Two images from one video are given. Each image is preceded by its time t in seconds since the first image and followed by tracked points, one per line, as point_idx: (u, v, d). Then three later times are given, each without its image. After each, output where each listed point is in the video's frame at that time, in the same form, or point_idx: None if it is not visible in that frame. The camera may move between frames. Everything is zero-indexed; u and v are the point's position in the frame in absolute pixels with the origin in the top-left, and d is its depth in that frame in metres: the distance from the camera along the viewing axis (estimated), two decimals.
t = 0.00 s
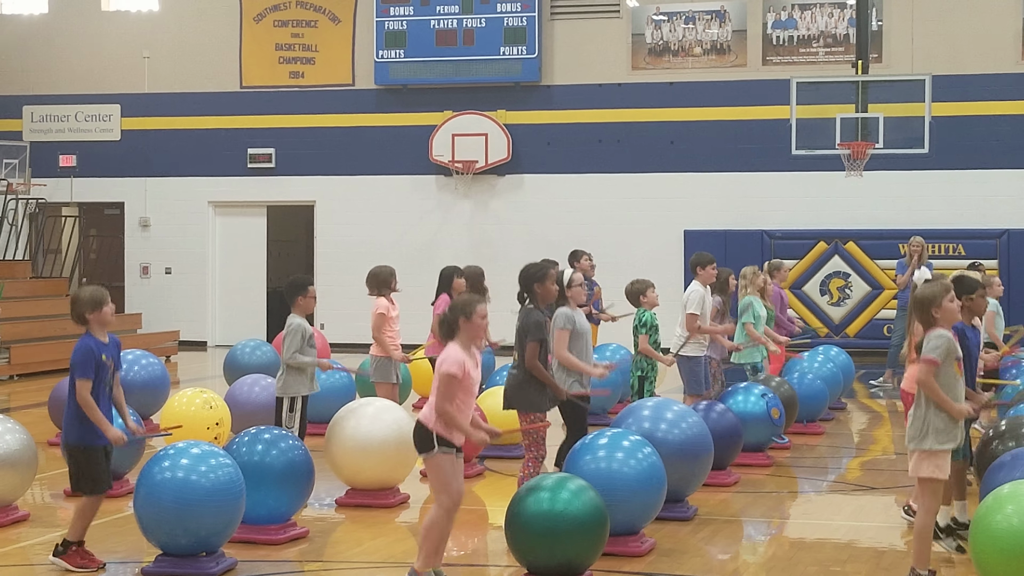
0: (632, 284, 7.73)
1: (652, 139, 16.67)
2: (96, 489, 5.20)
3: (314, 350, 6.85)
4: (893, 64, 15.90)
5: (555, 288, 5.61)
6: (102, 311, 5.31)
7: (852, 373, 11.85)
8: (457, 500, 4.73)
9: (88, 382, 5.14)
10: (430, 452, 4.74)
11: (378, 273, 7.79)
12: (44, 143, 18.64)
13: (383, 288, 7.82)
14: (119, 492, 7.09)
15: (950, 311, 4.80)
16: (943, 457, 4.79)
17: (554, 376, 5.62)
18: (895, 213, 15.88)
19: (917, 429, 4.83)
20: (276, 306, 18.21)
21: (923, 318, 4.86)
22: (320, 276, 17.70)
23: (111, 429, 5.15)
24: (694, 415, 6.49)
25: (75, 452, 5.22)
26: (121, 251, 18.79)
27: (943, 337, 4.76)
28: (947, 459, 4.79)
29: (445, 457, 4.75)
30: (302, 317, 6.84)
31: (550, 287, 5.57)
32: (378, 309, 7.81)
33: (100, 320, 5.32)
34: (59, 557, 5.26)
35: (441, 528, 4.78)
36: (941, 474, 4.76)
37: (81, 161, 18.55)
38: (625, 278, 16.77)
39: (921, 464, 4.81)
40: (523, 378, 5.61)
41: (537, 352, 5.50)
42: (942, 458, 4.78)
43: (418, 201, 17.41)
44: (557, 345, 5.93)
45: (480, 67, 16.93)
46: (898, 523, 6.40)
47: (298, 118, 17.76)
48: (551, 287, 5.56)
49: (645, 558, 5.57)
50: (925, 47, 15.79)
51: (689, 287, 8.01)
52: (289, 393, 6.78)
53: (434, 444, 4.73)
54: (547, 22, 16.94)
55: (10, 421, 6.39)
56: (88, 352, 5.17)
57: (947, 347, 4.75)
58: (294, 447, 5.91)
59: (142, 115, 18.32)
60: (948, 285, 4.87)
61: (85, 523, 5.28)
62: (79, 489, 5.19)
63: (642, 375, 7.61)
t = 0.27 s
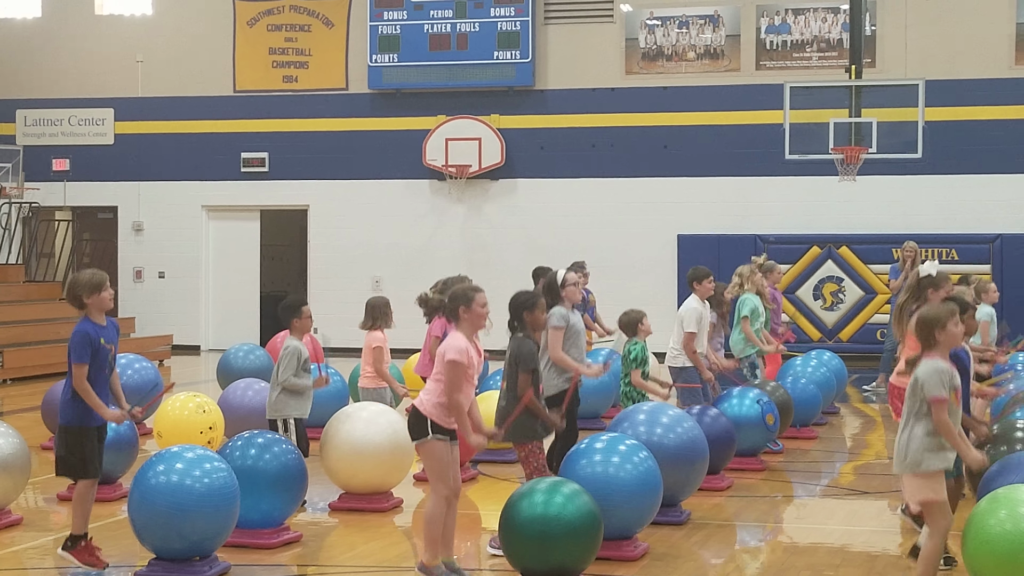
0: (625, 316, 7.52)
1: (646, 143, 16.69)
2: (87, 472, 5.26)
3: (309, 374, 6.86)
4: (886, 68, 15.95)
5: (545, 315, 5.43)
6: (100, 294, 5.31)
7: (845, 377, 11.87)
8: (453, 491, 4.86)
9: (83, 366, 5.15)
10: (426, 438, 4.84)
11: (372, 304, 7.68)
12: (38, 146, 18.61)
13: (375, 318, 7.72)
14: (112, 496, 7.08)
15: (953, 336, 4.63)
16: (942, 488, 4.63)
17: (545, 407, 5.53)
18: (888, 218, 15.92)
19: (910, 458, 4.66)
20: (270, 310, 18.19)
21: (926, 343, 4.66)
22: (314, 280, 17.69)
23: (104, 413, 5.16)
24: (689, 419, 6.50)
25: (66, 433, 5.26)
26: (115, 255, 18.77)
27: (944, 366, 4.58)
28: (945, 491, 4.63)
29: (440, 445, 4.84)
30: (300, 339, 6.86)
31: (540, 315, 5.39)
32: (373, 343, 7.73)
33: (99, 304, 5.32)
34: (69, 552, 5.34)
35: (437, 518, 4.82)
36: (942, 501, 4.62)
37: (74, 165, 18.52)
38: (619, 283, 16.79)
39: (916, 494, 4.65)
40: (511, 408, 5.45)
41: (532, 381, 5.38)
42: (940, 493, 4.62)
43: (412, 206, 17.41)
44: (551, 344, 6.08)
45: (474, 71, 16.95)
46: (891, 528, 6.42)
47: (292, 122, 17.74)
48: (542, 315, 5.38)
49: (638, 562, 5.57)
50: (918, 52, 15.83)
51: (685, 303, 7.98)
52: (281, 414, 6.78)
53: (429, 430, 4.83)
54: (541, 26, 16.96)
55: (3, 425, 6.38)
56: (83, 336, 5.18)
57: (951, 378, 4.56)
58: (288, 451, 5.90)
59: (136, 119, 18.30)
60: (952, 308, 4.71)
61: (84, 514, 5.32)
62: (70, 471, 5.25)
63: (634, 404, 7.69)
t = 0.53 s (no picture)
0: (620, 290, 7.74)
1: (642, 146, 16.70)
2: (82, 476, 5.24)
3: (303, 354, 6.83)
4: (882, 72, 15.97)
5: (543, 292, 5.60)
6: (97, 299, 5.31)
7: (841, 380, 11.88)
8: (454, 494, 4.85)
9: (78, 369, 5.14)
10: (435, 441, 4.84)
11: (361, 280, 7.83)
12: (34, 149, 18.60)
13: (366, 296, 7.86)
14: (107, 498, 7.07)
15: (948, 316, 4.79)
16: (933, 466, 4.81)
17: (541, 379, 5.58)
18: (884, 221, 15.94)
19: (901, 434, 4.85)
20: (266, 313, 18.18)
21: (920, 320, 4.83)
22: (310, 282, 17.68)
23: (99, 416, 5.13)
24: (683, 421, 6.50)
25: (62, 436, 5.25)
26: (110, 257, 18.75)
27: (937, 344, 4.74)
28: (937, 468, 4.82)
29: (447, 448, 4.82)
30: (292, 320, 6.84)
31: (537, 290, 5.55)
32: (371, 316, 7.83)
33: (97, 309, 5.32)
34: (65, 556, 5.28)
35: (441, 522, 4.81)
36: (933, 480, 4.80)
37: (70, 168, 18.51)
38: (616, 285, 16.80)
39: (907, 471, 4.84)
40: (510, 381, 5.53)
41: (525, 355, 5.44)
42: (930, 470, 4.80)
43: (409, 208, 17.42)
44: (544, 342, 6.09)
45: (470, 74, 16.96)
46: (886, 530, 6.42)
47: (289, 124, 17.74)
48: (539, 291, 5.55)
49: (633, 564, 5.57)
50: (914, 55, 15.86)
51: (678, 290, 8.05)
52: (274, 393, 6.79)
53: (438, 433, 4.83)
54: (537, 29, 16.97)
55: None
56: (80, 338, 5.17)
57: (942, 357, 4.73)
58: (284, 453, 5.91)
59: (133, 121, 18.29)
60: (948, 289, 4.86)
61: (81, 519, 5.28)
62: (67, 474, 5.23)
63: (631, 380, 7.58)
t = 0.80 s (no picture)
0: (614, 310, 7.58)
1: (635, 144, 16.72)
2: (77, 486, 5.21)
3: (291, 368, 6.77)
4: (875, 69, 16.01)
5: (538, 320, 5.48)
6: (82, 307, 5.29)
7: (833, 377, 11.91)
8: (468, 508, 4.84)
9: (67, 378, 5.11)
10: (438, 465, 4.82)
11: (358, 298, 7.61)
12: (27, 145, 18.56)
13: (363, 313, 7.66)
14: (99, 495, 7.06)
15: (934, 356, 4.63)
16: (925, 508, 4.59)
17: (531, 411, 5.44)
18: (876, 219, 15.98)
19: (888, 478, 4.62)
20: (259, 309, 18.16)
21: (908, 360, 4.64)
22: (302, 279, 17.66)
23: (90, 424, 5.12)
24: (677, 418, 6.51)
25: (55, 448, 5.22)
26: (103, 253, 18.72)
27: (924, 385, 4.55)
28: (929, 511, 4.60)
29: (450, 472, 4.83)
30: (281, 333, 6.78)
31: (534, 321, 5.43)
32: (360, 335, 7.70)
33: (82, 316, 5.30)
34: (45, 558, 5.25)
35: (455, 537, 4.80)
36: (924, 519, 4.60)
37: (62, 164, 18.47)
38: (608, 283, 16.82)
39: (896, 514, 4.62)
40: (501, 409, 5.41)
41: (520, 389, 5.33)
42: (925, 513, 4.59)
43: (402, 205, 17.40)
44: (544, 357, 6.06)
45: (463, 71, 16.95)
46: (878, 528, 6.44)
47: (281, 121, 17.72)
48: (535, 321, 5.42)
49: (626, 562, 5.58)
50: (906, 53, 15.90)
51: (673, 296, 7.97)
52: (263, 409, 6.76)
53: (439, 457, 4.81)
54: (530, 26, 16.96)
55: None
56: (65, 348, 5.15)
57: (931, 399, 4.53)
58: (276, 450, 5.90)
59: (125, 117, 18.25)
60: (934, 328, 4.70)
61: (70, 522, 5.28)
62: (61, 485, 5.18)
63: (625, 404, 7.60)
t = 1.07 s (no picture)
0: (608, 290, 7.65)
1: (629, 141, 16.73)
2: (61, 462, 5.29)
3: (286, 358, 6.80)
4: (869, 67, 16.03)
5: (533, 287, 5.53)
6: (76, 286, 5.34)
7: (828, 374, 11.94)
8: (456, 482, 4.85)
9: (59, 354, 5.16)
10: (428, 433, 4.85)
11: (349, 280, 7.85)
12: (21, 143, 18.53)
13: (354, 295, 7.87)
14: (94, 492, 7.07)
15: (925, 305, 4.90)
16: (916, 454, 4.85)
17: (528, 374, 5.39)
18: (870, 216, 16.01)
19: (883, 423, 4.87)
20: (254, 307, 18.15)
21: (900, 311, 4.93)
22: (297, 277, 17.66)
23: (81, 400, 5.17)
24: (670, 416, 6.53)
25: (45, 423, 5.29)
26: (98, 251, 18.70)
27: (916, 332, 4.80)
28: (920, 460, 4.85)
29: (443, 439, 4.85)
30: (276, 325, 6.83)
31: (529, 286, 5.48)
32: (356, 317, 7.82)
33: (76, 295, 5.35)
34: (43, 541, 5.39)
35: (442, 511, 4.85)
36: (918, 468, 4.84)
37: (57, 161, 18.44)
38: (604, 280, 16.83)
39: (891, 459, 4.86)
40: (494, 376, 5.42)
41: (511, 351, 5.30)
42: (914, 460, 4.83)
43: (397, 202, 17.40)
44: (535, 323, 6.15)
45: (458, 68, 16.95)
46: (872, 525, 6.47)
47: (277, 118, 17.71)
48: (529, 287, 5.46)
49: (620, 558, 5.60)
50: (900, 51, 15.93)
51: (668, 295, 8.11)
52: (252, 397, 6.75)
53: (430, 424, 4.83)
54: (525, 24, 16.97)
55: None
56: (58, 323, 5.20)
57: (921, 343, 4.79)
58: (271, 447, 5.91)
59: (120, 115, 18.22)
60: (925, 278, 4.97)
61: (61, 505, 5.36)
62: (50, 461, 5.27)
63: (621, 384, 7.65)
